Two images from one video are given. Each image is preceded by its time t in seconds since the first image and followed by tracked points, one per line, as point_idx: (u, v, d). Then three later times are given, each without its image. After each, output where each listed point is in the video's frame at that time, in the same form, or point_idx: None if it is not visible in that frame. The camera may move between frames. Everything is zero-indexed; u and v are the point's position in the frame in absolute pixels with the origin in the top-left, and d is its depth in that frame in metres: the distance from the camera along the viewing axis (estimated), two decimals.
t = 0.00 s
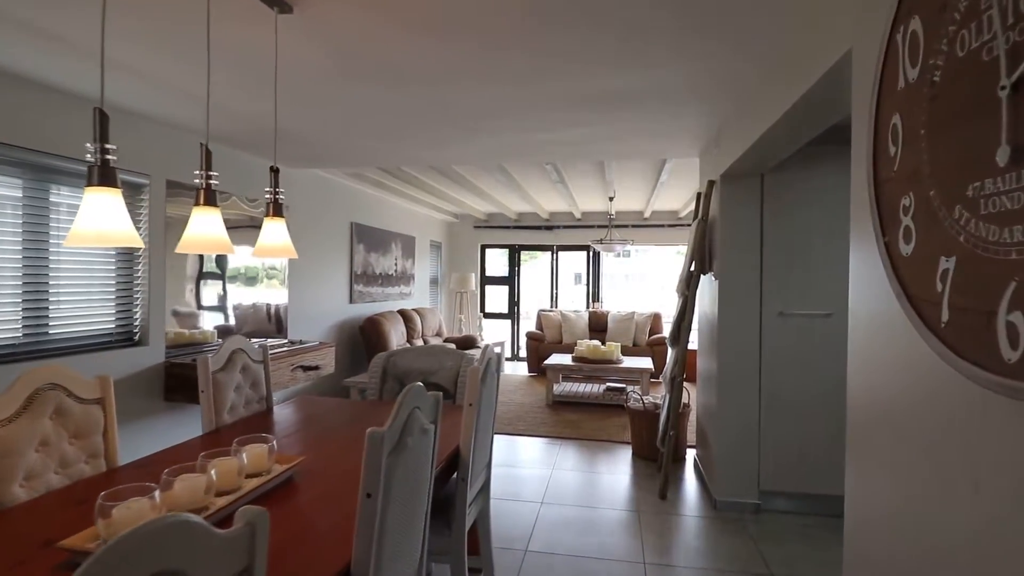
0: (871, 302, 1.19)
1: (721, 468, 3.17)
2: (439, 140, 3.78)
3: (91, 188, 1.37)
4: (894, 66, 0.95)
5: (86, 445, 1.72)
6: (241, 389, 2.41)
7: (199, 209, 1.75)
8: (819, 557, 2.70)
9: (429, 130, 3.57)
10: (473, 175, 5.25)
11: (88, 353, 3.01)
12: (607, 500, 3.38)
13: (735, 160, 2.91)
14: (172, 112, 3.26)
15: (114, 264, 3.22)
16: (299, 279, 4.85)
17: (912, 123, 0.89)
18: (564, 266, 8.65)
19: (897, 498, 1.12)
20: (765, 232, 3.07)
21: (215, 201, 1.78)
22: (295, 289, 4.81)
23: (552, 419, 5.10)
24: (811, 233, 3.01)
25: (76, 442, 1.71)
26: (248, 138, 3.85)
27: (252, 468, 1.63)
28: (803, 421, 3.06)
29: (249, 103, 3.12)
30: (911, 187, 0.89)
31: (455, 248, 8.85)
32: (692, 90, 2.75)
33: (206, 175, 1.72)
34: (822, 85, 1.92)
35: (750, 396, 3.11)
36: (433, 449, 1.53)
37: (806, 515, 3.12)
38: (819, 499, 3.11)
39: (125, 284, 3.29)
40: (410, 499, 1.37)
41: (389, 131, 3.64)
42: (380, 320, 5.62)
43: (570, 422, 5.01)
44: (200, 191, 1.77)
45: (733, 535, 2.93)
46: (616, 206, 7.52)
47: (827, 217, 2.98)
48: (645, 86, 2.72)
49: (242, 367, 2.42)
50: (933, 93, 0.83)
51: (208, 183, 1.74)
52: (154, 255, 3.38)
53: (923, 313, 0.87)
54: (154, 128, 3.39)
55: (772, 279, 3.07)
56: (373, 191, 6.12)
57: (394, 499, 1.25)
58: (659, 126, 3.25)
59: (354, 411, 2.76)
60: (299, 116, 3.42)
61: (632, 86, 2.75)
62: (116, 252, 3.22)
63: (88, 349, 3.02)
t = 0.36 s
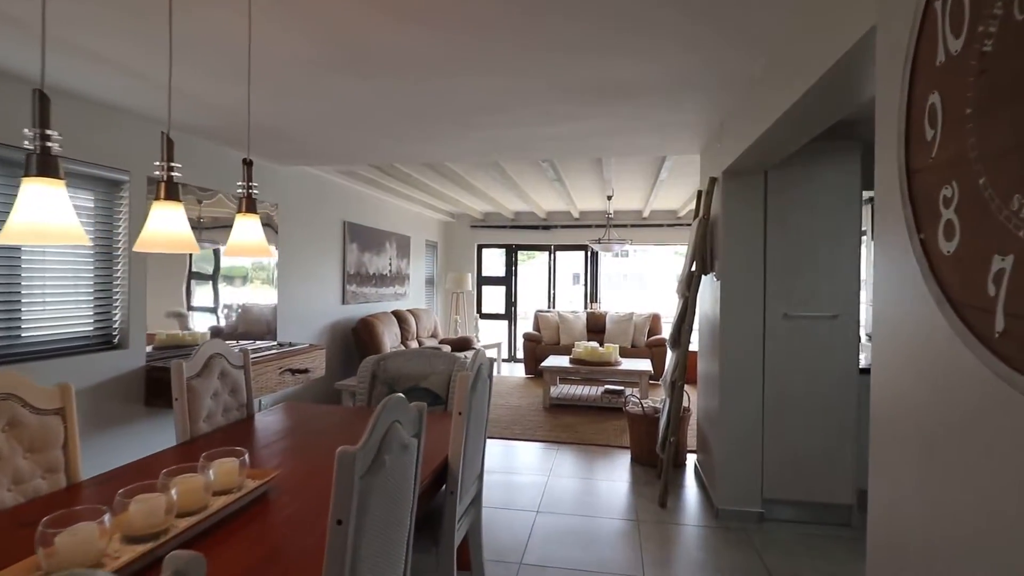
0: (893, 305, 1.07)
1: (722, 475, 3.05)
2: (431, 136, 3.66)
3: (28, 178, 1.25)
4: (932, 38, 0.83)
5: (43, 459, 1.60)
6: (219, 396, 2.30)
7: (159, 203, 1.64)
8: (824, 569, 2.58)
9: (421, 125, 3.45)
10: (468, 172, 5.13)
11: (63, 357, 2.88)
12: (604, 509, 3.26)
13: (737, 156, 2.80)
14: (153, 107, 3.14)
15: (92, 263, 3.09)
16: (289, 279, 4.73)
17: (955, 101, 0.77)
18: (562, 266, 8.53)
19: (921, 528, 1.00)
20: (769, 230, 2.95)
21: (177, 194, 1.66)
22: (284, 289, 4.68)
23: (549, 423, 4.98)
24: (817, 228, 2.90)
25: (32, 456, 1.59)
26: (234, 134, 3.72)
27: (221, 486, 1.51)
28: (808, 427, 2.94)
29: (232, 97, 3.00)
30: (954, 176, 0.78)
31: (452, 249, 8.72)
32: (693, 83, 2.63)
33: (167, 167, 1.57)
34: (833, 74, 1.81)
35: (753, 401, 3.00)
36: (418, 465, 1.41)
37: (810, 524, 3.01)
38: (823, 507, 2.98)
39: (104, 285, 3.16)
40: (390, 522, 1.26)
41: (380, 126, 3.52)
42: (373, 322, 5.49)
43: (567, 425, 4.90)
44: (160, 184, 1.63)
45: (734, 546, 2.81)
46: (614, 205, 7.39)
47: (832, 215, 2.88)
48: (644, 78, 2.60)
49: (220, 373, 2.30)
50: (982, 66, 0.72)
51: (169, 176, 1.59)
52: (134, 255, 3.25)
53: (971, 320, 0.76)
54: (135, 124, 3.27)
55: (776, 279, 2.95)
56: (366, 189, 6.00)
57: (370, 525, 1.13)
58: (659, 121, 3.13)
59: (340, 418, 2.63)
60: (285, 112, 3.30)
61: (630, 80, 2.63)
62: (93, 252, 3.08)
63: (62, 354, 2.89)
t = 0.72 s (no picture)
0: (913, 310, 0.97)
1: (716, 482, 2.95)
2: (417, 132, 3.54)
3: None
4: (967, 10, 0.73)
5: None
6: (186, 406, 2.19)
7: (103, 199, 1.45)
8: None
9: (405, 121, 3.32)
10: (456, 170, 5.00)
11: (27, 363, 2.74)
12: (594, 517, 3.16)
13: (732, 154, 2.70)
14: (123, 102, 2.99)
15: (58, 264, 2.94)
16: (271, 280, 4.58)
17: (995, 81, 0.67)
18: (554, 266, 8.43)
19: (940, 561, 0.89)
20: (764, 230, 2.86)
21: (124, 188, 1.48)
22: (266, 290, 4.53)
23: (539, 427, 4.87)
24: (814, 227, 2.81)
25: None
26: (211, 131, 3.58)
27: (175, 509, 1.39)
28: (804, 432, 2.85)
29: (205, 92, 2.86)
30: (995, 166, 0.67)
31: (441, 249, 8.59)
32: (687, 79, 2.54)
33: (113, 158, 1.41)
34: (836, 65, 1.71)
35: (748, 406, 2.90)
36: (392, 486, 1.30)
37: (805, 531, 2.90)
38: (820, 515, 2.88)
39: (71, 286, 3.01)
40: (359, 551, 1.14)
41: (362, 123, 3.39)
42: (359, 324, 5.35)
43: (557, 429, 4.79)
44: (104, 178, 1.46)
45: (728, 556, 2.70)
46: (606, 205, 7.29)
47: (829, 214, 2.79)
48: (635, 73, 2.50)
49: (188, 382, 2.20)
50: None
51: (116, 169, 1.43)
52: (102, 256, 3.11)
53: (1014, 333, 0.66)
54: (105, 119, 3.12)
55: (772, 280, 2.86)
56: (352, 188, 5.86)
57: (331, 558, 1.02)
58: (651, 117, 3.03)
59: (318, 427, 2.50)
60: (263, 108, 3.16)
61: (622, 75, 2.53)
62: (60, 252, 2.94)
63: (23, 360, 2.72)
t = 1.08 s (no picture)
0: (934, 311, 0.88)
1: (700, 487, 2.88)
2: (393, 126, 3.40)
3: None
4: None
5: None
6: (137, 415, 2.03)
7: (22, 187, 1.30)
8: None
9: (380, 115, 3.19)
10: (434, 166, 4.86)
11: None
12: (576, 524, 3.06)
13: (718, 151, 2.63)
14: (76, 90, 2.80)
15: (5, 263, 2.71)
16: (240, 280, 4.40)
17: None
18: (535, 266, 8.34)
19: None
20: (750, 228, 2.79)
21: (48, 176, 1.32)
22: (235, 290, 4.35)
23: (520, 430, 4.76)
24: (799, 227, 2.76)
25: None
26: (175, 122, 3.39)
27: (112, 535, 1.25)
28: (790, 435, 2.79)
29: (166, 81, 2.69)
30: None
31: (420, 248, 8.43)
32: (672, 72, 2.45)
33: (153, 169, 1.44)
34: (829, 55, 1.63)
35: (733, 408, 2.83)
36: (356, 507, 1.18)
37: (790, 536, 2.85)
38: (805, 520, 2.83)
39: (19, 286, 2.78)
40: None
41: (336, 116, 3.25)
42: (335, 325, 5.18)
43: (538, 432, 4.68)
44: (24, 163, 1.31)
45: (712, 563, 2.62)
46: (587, 204, 7.22)
47: (814, 213, 2.74)
48: (619, 65, 2.41)
49: (139, 389, 2.05)
50: None
51: (37, 152, 1.29)
52: (55, 254, 2.90)
53: None
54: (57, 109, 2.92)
55: (757, 279, 2.79)
56: (327, 184, 5.68)
57: None
58: (635, 112, 2.94)
59: (284, 435, 2.35)
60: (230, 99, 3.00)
61: (606, 67, 2.43)
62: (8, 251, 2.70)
63: None
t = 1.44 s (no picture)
0: (958, 308, 0.79)
1: (675, 490, 2.81)
2: (357, 117, 3.23)
3: None
4: None
5: None
6: (64, 428, 1.83)
7: None
8: None
9: (344, 104, 3.01)
10: (401, 160, 4.69)
11: None
12: (548, 531, 2.95)
13: (695, 146, 2.56)
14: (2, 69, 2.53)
15: None
16: (192, 278, 4.15)
17: None
18: (504, 266, 8.23)
19: None
20: (725, 226, 2.73)
21: None
22: (186, 290, 4.09)
23: (490, 433, 4.63)
24: (774, 225, 2.71)
25: None
26: (117, 108, 3.14)
27: (19, 572, 1.08)
28: (765, 437, 2.75)
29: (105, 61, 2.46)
30: None
31: (386, 246, 8.20)
32: (649, 63, 2.37)
33: (71, 148, 1.46)
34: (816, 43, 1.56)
35: (709, 410, 2.77)
36: (309, 533, 1.04)
37: (766, 539, 2.80)
38: (781, 522, 2.79)
39: None
40: None
41: (296, 104, 3.05)
42: (295, 326, 4.95)
43: (509, 436, 4.56)
44: None
45: (689, 570, 2.55)
46: (558, 203, 7.14)
47: (790, 211, 2.71)
48: (596, 55, 2.31)
49: (67, 400, 1.85)
50: None
51: None
52: None
53: None
54: None
55: (733, 278, 2.74)
56: (288, 179, 5.43)
57: None
58: (609, 105, 2.86)
59: (238, 445, 2.17)
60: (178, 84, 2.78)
61: (581, 57, 2.33)
62: None
63: None
